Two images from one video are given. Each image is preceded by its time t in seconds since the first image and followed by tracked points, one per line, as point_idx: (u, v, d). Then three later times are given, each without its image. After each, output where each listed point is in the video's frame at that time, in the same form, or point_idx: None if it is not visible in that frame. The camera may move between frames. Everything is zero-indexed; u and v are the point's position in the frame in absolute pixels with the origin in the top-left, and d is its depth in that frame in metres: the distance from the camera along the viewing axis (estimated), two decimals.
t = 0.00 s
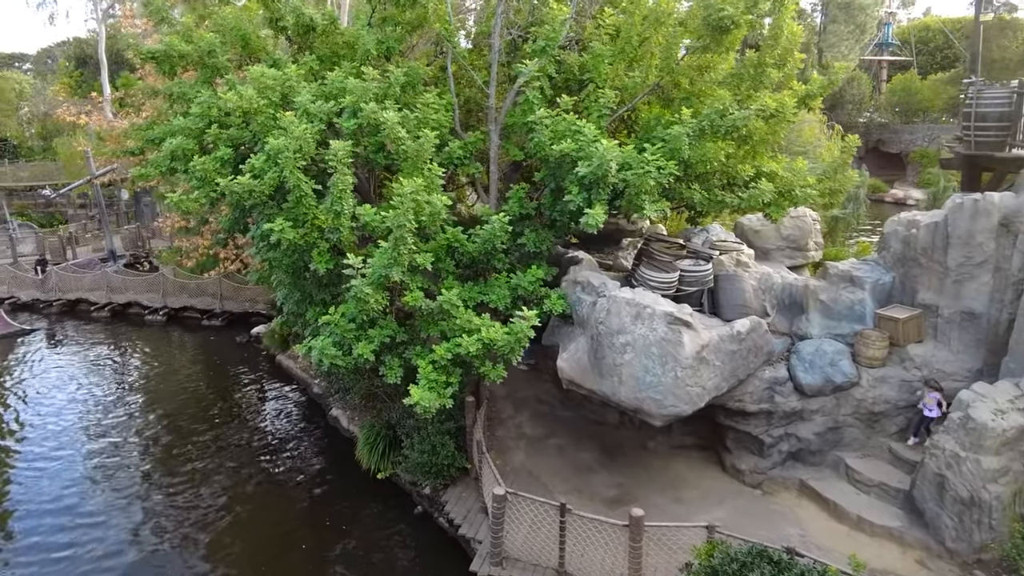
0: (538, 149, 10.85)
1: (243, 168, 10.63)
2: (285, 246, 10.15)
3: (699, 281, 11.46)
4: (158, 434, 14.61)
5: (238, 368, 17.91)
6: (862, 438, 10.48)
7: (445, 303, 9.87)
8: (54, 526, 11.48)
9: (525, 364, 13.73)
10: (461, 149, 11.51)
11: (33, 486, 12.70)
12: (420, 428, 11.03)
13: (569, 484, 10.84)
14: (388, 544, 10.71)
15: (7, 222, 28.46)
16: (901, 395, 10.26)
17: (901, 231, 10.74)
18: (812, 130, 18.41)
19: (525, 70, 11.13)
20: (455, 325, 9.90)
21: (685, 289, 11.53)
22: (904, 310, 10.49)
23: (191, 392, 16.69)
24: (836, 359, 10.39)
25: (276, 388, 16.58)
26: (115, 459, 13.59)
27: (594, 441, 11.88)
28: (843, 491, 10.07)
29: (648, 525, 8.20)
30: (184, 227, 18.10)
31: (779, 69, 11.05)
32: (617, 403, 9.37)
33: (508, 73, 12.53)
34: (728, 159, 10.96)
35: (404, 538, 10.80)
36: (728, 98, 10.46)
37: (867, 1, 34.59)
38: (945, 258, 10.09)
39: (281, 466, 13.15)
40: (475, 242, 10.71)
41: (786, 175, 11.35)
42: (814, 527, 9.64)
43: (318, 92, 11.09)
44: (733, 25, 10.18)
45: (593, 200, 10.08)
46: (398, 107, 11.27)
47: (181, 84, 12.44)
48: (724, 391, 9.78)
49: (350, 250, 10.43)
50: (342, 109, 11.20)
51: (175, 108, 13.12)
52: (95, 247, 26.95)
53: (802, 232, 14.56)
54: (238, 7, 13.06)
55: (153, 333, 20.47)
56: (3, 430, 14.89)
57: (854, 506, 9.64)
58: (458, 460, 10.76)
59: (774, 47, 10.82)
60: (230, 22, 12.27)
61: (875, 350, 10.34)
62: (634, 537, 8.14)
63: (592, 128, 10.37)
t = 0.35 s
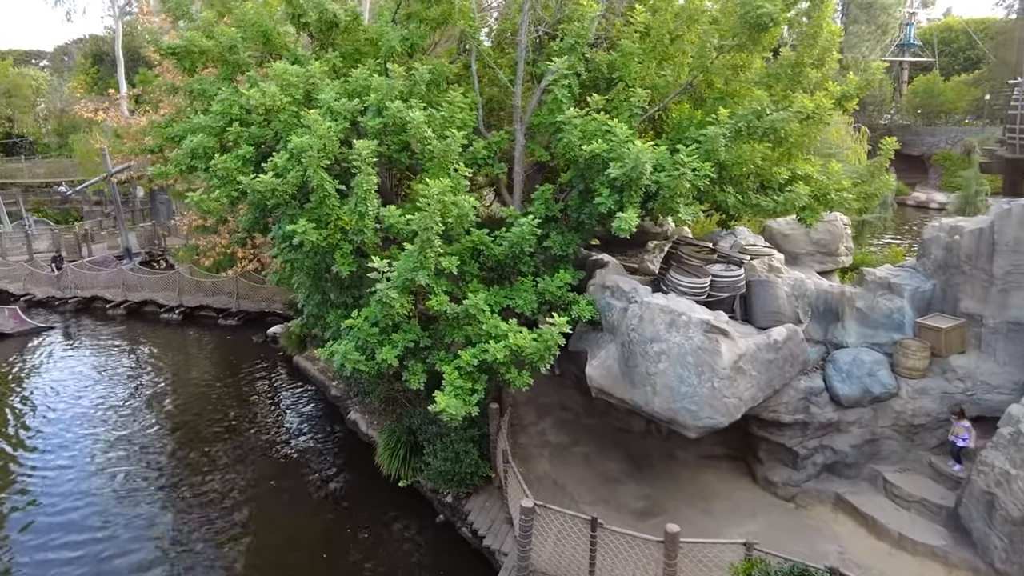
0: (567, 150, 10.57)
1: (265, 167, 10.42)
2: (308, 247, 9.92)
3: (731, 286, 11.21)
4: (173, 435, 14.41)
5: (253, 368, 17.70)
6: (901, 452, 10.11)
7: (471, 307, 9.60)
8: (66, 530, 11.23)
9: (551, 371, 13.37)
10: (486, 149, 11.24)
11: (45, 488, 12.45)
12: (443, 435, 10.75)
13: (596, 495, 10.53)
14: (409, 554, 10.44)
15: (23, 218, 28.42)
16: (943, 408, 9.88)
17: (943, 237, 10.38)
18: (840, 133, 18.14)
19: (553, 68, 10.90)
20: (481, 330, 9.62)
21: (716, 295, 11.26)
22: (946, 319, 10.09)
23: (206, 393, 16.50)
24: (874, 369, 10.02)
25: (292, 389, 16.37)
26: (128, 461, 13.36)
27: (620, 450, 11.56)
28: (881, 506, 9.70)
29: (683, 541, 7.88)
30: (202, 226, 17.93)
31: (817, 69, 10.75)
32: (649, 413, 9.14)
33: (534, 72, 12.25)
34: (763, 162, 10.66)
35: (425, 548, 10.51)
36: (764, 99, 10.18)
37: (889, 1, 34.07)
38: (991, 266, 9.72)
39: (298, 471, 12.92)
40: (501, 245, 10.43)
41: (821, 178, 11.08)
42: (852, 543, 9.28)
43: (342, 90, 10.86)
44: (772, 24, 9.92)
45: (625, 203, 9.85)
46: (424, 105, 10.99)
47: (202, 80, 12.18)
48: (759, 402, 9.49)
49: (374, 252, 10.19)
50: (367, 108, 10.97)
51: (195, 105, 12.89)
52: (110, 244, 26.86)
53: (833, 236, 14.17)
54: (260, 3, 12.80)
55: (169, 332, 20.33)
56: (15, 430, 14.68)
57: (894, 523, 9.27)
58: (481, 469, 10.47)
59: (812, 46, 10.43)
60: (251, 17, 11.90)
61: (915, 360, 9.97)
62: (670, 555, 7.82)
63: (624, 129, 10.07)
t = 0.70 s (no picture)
0: (600, 151, 10.29)
1: (290, 166, 10.19)
2: (333, 249, 9.68)
3: (767, 293, 10.86)
4: (191, 437, 14.23)
5: (271, 368, 17.50)
6: (945, 467, 9.71)
7: (500, 312, 9.31)
8: (82, 538, 11.01)
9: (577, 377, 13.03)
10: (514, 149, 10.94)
11: (61, 493, 12.25)
12: (469, 442, 10.48)
13: (626, 507, 10.22)
14: (432, 564, 10.15)
15: (42, 215, 28.41)
16: (991, 423, 9.46)
17: (991, 244, 9.96)
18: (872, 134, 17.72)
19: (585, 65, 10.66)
20: (511, 337, 9.33)
21: (751, 302, 10.89)
22: (995, 330, 9.70)
23: (222, 393, 16.29)
24: (918, 381, 9.60)
25: (310, 391, 16.16)
26: (146, 465, 13.16)
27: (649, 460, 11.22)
28: (925, 523, 9.30)
29: (722, 560, 7.54)
30: (221, 225, 17.78)
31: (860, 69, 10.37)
32: (685, 424, 8.88)
33: (564, 70, 11.96)
34: (803, 164, 10.37)
35: (449, 558, 10.22)
36: (806, 99, 9.87)
37: (916, 1, 33.48)
38: None
39: (318, 475, 12.68)
40: (530, 248, 10.13)
41: (861, 182, 10.74)
42: (896, 563, 8.89)
43: (369, 88, 10.62)
44: (816, 21, 9.62)
45: (660, 207, 9.62)
46: (453, 104, 10.70)
47: (226, 77, 11.95)
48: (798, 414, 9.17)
49: (401, 255, 9.92)
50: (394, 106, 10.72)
51: (218, 103, 12.69)
52: (128, 242, 26.80)
53: (868, 241, 13.77)
54: None
55: (188, 330, 20.19)
56: (32, 432, 14.51)
57: (940, 542, 8.88)
58: (508, 478, 10.17)
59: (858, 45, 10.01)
60: (276, 14, 11.60)
61: (962, 372, 9.56)
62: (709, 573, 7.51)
63: (661, 131, 9.80)
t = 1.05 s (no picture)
0: (635, 152, 10.03)
1: (316, 166, 9.96)
2: (361, 252, 9.44)
3: (806, 301, 10.50)
4: (209, 440, 14.05)
5: (290, 369, 17.34)
6: (995, 485, 9.29)
7: (532, 319, 9.03)
8: (99, 543, 10.82)
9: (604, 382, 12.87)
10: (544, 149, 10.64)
11: (79, 497, 12.08)
12: (496, 451, 10.21)
13: (658, 520, 9.90)
14: None
15: (62, 212, 28.47)
16: None
17: None
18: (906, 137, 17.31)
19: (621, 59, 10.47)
20: (542, 345, 9.06)
21: (790, 310, 10.53)
22: None
23: (242, 394, 16.12)
24: (967, 395, 9.18)
25: (330, 393, 15.98)
26: (164, 468, 12.97)
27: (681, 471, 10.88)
28: (975, 543, 8.89)
29: None
30: (242, 224, 17.64)
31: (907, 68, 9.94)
32: (726, 437, 8.63)
33: (596, 69, 11.65)
34: (846, 168, 10.06)
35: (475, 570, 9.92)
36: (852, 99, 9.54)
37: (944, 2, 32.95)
38: None
39: (339, 481, 12.45)
40: (561, 252, 9.85)
41: (906, 187, 10.31)
42: None
43: (398, 87, 10.38)
44: (864, 20, 9.35)
45: (698, 212, 9.37)
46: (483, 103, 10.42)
47: (250, 74, 11.72)
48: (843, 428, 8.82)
49: (429, 259, 9.68)
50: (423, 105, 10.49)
51: (242, 101, 12.49)
52: (147, 239, 26.76)
53: (905, 248, 13.36)
54: None
55: (207, 330, 20.06)
56: (50, 433, 14.37)
57: (993, 564, 8.46)
58: (537, 489, 9.89)
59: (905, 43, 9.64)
60: (302, 10, 11.41)
61: (1013, 386, 9.15)
62: None
63: (699, 132, 9.54)
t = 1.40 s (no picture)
0: (675, 153, 9.79)
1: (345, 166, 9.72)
2: (390, 256, 9.19)
3: (848, 309, 10.14)
4: (231, 443, 13.87)
5: (311, 370, 17.17)
6: None
7: (567, 325, 8.73)
8: (121, 549, 10.65)
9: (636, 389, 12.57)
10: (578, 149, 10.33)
11: (100, 501, 11.93)
12: (528, 460, 9.93)
13: (694, 534, 9.63)
14: None
15: (84, 209, 28.56)
16: None
17: None
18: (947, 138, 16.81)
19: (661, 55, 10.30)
20: (577, 353, 8.77)
21: (831, 317, 10.22)
22: None
23: (263, 396, 15.95)
24: None
25: (352, 395, 15.78)
26: (184, 472, 12.78)
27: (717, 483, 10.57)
28: None
29: None
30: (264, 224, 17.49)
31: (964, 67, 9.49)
32: (771, 451, 8.36)
33: (631, 67, 11.32)
34: (894, 170, 9.67)
35: None
36: (905, 98, 9.15)
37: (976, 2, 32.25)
38: None
39: (363, 487, 12.22)
40: (596, 256, 9.55)
41: (957, 191, 9.88)
42: None
43: (429, 85, 10.12)
44: (918, 14, 9.02)
45: (741, 215, 9.05)
46: (516, 102, 10.12)
47: (277, 72, 11.50)
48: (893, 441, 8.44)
49: (460, 262, 9.42)
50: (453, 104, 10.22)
51: (268, 99, 12.29)
52: (169, 238, 26.75)
53: (948, 253, 12.76)
54: None
55: (229, 330, 19.94)
56: (71, 434, 14.26)
57: None
58: (569, 501, 9.65)
59: (961, 40, 9.21)
60: (330, 7, 11.20)
61: None
62: None
63: (742, 132, 9.22)
